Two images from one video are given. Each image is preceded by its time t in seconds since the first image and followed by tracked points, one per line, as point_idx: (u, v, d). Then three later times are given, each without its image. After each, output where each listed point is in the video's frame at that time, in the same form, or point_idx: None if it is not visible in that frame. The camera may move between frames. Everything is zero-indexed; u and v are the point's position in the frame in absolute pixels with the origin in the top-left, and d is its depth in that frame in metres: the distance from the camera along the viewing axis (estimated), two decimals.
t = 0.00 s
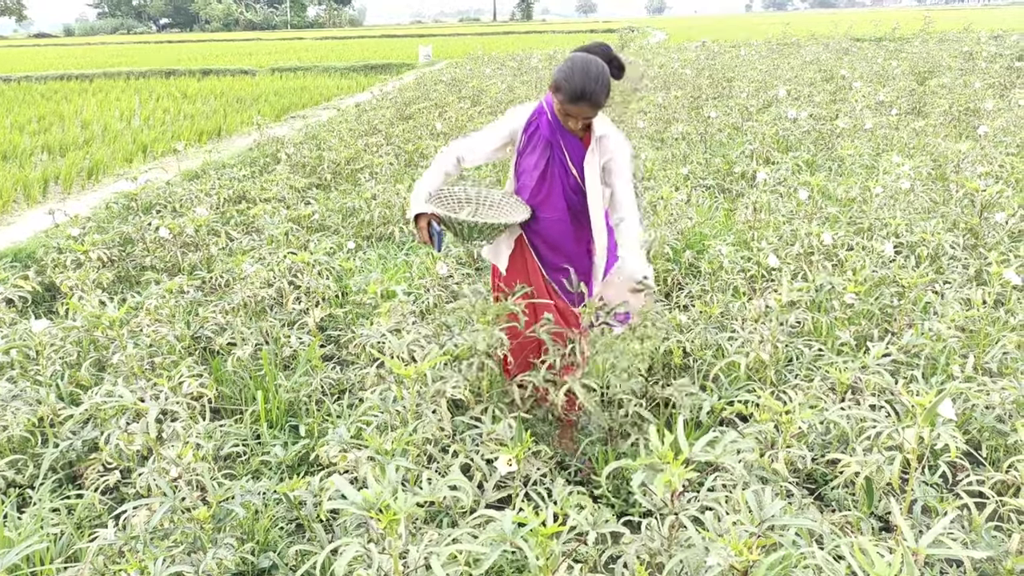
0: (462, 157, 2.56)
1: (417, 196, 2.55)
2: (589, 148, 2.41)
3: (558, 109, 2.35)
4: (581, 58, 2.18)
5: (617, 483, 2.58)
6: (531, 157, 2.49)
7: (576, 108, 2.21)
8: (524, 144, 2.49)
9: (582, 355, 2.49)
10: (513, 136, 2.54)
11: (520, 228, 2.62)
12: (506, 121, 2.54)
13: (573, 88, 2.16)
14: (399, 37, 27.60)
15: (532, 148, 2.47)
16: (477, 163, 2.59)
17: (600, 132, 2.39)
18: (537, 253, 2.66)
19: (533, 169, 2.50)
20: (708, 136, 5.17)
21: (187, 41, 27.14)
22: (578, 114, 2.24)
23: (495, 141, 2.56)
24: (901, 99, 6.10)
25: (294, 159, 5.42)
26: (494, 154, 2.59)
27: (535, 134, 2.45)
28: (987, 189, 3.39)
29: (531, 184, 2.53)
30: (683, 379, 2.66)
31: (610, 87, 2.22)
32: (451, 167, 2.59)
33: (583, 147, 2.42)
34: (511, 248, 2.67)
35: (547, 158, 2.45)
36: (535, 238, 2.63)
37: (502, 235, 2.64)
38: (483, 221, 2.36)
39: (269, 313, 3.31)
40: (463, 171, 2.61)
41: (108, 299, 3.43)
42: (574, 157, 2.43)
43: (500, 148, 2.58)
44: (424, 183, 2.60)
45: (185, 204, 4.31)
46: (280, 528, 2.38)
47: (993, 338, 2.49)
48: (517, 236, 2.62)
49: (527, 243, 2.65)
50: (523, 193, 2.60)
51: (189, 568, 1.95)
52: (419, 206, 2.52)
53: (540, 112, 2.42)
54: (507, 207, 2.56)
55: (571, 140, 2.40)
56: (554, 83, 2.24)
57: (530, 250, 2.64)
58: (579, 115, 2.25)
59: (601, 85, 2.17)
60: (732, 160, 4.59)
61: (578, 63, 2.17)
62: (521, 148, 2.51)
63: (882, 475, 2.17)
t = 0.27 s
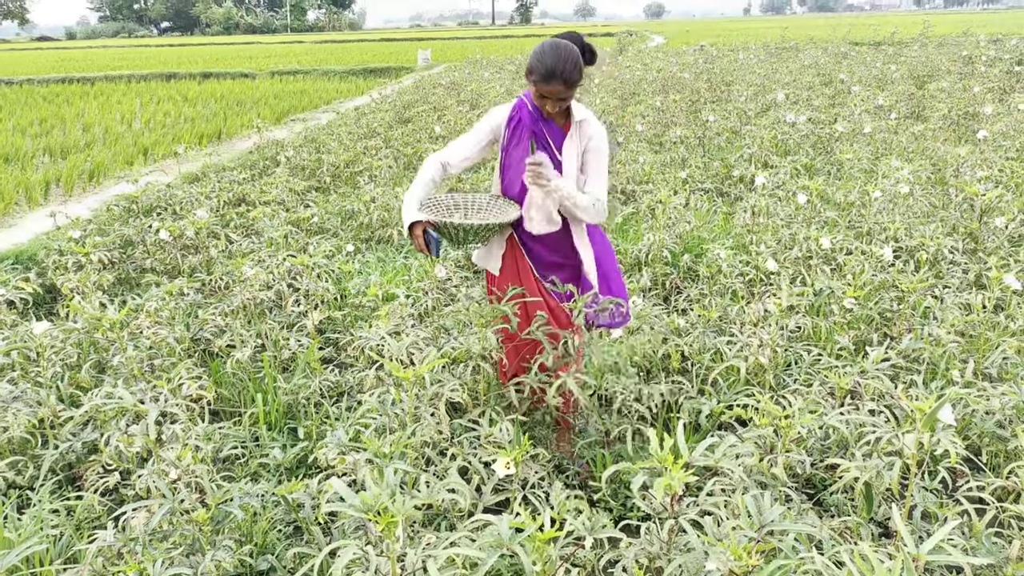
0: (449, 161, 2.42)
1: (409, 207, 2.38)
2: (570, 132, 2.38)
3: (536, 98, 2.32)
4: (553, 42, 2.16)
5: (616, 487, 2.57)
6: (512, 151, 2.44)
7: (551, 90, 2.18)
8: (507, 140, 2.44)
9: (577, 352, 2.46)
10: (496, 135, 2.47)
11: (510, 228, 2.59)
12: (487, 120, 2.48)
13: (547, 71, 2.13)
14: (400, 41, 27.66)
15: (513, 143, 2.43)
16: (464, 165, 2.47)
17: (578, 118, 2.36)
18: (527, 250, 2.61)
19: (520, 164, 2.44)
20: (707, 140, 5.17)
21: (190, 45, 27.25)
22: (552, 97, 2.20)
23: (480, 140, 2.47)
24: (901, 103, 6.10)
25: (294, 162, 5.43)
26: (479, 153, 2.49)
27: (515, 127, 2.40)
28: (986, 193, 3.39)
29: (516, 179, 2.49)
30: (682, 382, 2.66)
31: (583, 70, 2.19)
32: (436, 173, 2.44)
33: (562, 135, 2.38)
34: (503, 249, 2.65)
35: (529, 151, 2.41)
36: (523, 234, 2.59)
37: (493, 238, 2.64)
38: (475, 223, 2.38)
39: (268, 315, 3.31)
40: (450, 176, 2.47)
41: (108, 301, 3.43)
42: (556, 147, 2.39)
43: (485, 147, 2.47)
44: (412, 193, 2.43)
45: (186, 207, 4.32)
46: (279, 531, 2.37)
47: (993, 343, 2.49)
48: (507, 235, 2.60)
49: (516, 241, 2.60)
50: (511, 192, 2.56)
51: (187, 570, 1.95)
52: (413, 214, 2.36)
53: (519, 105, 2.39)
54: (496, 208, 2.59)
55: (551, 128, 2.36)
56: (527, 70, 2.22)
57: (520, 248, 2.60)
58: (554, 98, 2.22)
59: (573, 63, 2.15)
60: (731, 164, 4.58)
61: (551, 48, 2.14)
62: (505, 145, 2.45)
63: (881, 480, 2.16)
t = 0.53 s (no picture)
0: (441, 166, 2.45)
1: (409, 214, 2.36)
2: (558, 128, 2.44)
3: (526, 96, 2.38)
4: (545, 38, 2.26)
5: (615, 491, 2.57)
6: (505, 151, 2.44)
7: (554, 80, 2.26)
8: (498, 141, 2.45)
9: (577, 355, 2.43)
10: (485, 138, 2.48)
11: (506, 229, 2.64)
12: (474, 122, 2.48)
13: (546, 63, 2.21)
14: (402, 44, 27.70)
15: (506, 142, 2.43)
16: (457, 170, 2.50)
17: (566, 112, 2.43)
18: (523, 250, 2.64)
19: (513, 163, 2.45)
20: (707, 145, 5.18)
21: (190, 47, 27.28)
22: (554, 90, 2.30)
23: (468, 144, 2.47)
24: (900, 108, 6.11)
25: (294, 165, 5.43)
26: (472, 157, 2.51)
27: (507, 127, 2.42)
28: (986, 198, 3.40)
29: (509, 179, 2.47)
30: (681, 386, 2.66)
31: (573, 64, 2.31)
32: (430, 180, 2.46)
33: (552, 131, 2.43)
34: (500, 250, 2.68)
35: (523, 148, 2.43)
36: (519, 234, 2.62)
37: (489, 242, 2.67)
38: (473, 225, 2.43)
39: (268, 318, 3.32)
40: (444, 181, 2.49)
41: (108, 303, 3.44)
42: (549, 143, 2.44)
43: (477, 150, 2.50)
44: (408, 201, 2.42)
45: (186, 209, 4.33)
46: (278, 533, 2.37)
47: (993, 348, 2.49)
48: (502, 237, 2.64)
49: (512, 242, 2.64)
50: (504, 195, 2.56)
51: (187, 572, 1.96)
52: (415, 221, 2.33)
53: (508, 105, 2.43)
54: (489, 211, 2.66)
55: (544, 124, 2.42)
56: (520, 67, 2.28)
57: (516, 248, 2.64)
58: (552, 92, 2.31)
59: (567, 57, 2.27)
60: (731, 168, 4.59)
61: (544, 43, 2.24)
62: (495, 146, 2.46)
63: (881, 485, 2.17)
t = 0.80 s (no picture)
0: (449, 173, 2.42)
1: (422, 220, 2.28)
2: (566, 128, 2.50)
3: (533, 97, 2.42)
4: (550, 40, 2.30)
5: (616, 496, 2.57)
6: (517, 155, 2.45)
7: (566, 78, 2.31)
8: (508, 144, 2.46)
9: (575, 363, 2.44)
10: (491, 143, 2.48)
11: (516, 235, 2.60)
12: (479, 128, 2.48)
13: (558, 63, 2.25)
14: (405, 49, 27.79)
15: (517, 146, 2.44)
16: (463, 177, 2.47)
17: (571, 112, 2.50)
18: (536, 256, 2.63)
19: (525, 166, 2.46)
20: (708, 150, 5.19)
21: (194, 52, 27.39)
22: (564, 89, 2.34)
23: (476, 149, 2.47)
24: (902, 113, 6.11)
25: (296, 170, 5.45)
26: (479, 162, 2.49)
27: (516, 131, 2.43)
28: (987, 203, 3.40)
29: (523, 183, 2.49)
30: (682, 391, 2.66)
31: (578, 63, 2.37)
32: (439, 186, 2.43)
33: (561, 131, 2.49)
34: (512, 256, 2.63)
35: (534, 151, 2.45)
36: (532, 239, 2.60)
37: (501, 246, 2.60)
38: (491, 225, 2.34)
39: (270, 323, 3.33)
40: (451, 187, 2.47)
41: (111, 308, 3.45)
42: (559, 143, 2.48)
43: (483, 156, 2.48)
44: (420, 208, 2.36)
45: (188, 214, 4.34)
46: (279, 538, 2.38)
47: (994, 353, 2.49)
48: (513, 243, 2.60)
49: (524, 247, 2.62)
50: (515, 199, 2.55)
51: None
52: (430, 225, 2.26)
53: (513, 109, 2.44)
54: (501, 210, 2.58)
55: (552, 125, 2.46)
56: (530, 69, 2.31)
57: (529, 253, 2.62)
58: (561, 92, 2.35)
59: (573, 56, 2.33)
60: (732, 173, 4.59)
61: (551, 44, 2.28)
62: (504, 149, 2.46)
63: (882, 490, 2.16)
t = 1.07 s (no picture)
0: (480, 180, 2.40)
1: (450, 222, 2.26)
2: (601, 138, 2.51)
3: (571, 107, 2.42)
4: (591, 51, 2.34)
5: (617, 500, 2.57)
6: (551, 163, 2.45)
7: (610, 88, 2.33)
8: (542, 153, 2.46)
9: (577, 362, 2.43)
10: (524, 152, 2.49)
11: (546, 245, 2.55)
12: (512, 138, 2.49)
13: (605, 72, 2.27)
14: (403, 53, 27.81)
15: (550, 155, 2.45)
16: (493, 186, 2.46)
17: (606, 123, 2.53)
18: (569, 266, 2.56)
19: (559, 174, 2.46)
20: (708, 155, 5.21)
21: (191, 56, 27.36)
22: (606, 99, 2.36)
23: (508, 157, 2.47)
24: (900, 118, 6.14)
25: (296, 175, 5.45)
26: (509, 172, 2.48)
27: (550, 140, 2.45)
28: (984, 207, 3.42)
29: (556, 192, 2.46)
30: (682, 395, 2.66)
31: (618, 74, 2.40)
32: (468, 193, 2.41)
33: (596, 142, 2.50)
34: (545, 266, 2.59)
35: (568, 159, 2.45)
36: (565, 250, 2.54)
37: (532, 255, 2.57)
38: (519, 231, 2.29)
39: (270, 328, 3.33)
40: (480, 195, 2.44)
41: (110, 313, 3.44)
42: (593, 152, 2.48)
43: (513, 167, 2.49)
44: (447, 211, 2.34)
45: (188, 219, 4.34)
46: (279, 543, 2.37)
47: (992, 357, 2.50)
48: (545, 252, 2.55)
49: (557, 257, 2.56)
50: (545, 208, 2.52)
51: None
52: (457, 227, 2.24)
53: (548, 118, 2.46)
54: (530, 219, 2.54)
55: (587, 133, 2.46)
56: (571, 78, 2.33)
57: (561, 264, 2.56)
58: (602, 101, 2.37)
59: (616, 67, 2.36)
60: (731, 178, 4.61)
61: (595, 54, 2.31)
62: (539, 158, 2.47)
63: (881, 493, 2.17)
